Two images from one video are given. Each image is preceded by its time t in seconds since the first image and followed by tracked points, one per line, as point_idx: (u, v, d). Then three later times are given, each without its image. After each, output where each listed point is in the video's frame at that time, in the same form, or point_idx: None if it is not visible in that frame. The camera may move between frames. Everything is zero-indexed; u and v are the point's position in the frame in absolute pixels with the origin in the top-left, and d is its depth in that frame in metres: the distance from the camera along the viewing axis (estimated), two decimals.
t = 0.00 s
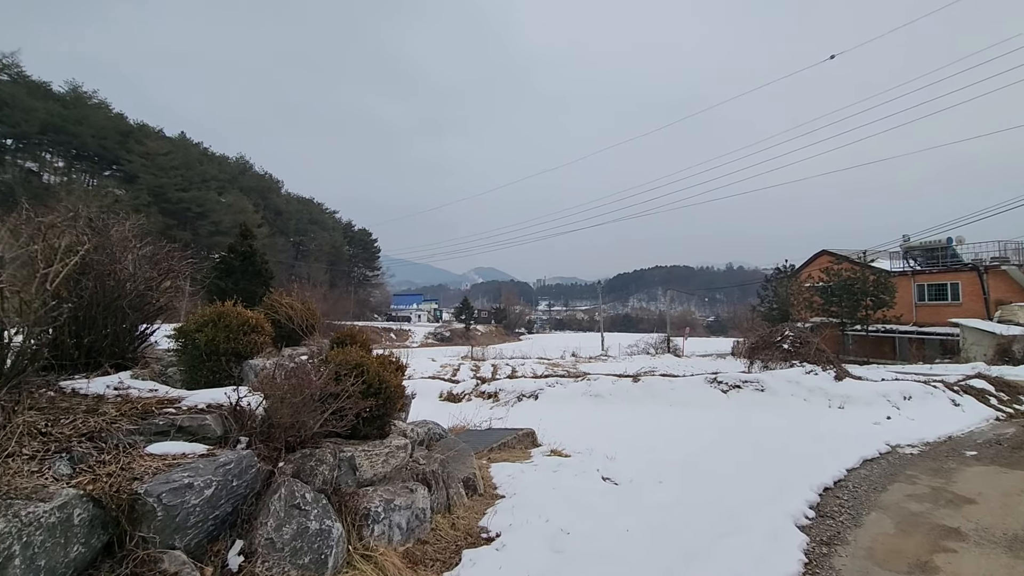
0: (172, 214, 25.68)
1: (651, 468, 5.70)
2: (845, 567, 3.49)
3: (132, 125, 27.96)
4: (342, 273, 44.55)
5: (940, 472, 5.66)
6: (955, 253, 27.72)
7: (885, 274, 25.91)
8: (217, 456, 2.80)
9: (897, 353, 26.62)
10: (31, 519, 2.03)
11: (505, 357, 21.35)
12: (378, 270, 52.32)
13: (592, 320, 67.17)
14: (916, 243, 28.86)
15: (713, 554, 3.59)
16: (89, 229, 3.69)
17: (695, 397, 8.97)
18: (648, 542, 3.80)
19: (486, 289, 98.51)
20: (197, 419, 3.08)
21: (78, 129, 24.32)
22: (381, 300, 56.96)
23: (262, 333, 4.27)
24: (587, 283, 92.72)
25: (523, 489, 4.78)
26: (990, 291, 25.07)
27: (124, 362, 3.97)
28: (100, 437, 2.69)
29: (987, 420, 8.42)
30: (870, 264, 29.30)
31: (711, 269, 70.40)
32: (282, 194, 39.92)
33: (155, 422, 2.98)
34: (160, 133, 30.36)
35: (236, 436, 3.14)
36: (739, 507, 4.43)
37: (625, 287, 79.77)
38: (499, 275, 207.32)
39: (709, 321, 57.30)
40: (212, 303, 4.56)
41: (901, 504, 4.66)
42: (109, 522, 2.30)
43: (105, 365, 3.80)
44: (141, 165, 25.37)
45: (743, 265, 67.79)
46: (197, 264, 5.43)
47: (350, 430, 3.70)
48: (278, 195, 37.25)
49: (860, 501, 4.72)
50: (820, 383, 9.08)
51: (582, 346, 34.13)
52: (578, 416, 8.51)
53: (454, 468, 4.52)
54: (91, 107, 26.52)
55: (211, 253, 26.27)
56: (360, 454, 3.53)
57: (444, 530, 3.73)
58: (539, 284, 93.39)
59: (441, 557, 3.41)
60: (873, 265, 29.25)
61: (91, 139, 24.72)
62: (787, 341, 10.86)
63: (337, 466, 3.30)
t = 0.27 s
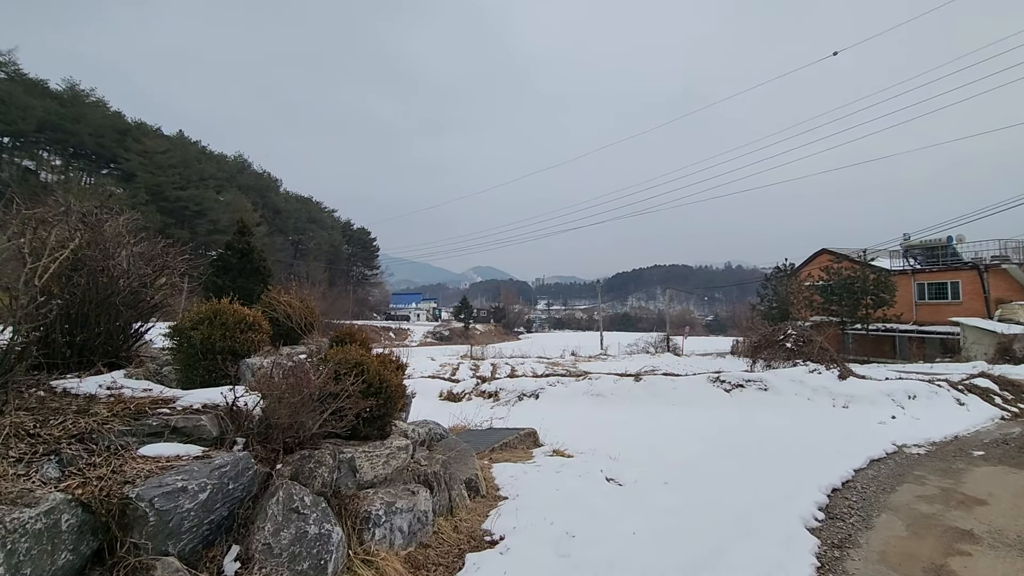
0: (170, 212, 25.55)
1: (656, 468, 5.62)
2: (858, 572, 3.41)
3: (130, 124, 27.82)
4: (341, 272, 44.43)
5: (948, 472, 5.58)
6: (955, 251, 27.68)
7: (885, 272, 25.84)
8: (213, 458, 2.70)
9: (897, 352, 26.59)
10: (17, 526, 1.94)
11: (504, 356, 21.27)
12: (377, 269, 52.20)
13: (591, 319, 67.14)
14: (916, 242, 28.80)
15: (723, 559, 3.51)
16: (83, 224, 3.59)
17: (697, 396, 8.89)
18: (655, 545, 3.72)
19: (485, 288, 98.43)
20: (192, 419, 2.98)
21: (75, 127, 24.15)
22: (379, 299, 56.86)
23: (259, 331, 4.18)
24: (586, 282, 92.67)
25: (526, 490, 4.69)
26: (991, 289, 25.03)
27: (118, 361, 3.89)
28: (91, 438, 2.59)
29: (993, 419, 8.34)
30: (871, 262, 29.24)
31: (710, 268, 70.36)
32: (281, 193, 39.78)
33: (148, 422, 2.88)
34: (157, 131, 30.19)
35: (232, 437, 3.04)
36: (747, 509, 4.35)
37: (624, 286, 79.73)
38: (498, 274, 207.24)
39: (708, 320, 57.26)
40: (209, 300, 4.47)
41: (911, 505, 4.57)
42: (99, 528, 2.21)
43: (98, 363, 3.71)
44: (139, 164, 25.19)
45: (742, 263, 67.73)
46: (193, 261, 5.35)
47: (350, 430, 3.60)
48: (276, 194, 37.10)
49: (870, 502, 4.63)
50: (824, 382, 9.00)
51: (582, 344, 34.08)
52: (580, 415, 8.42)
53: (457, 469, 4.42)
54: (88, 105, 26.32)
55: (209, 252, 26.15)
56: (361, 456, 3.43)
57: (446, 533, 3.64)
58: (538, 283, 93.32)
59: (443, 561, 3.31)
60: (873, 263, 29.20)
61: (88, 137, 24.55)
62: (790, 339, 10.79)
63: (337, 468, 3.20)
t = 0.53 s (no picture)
0: (167, 210, 25.36)
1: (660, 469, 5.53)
2: None
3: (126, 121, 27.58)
4: (339, 270, 44.25)
5: (956, 473, 5.51)
6: (954, 250, 27.66)
7: (884, 271, 25.80)
8: (209, 463, 2.61)
9: (896, 351, 26.58)
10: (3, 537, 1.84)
11: (503, 355, 21.18)
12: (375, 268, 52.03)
13: (589, 318, 67.08)
14: (915, 240, 28.78)
15: (732, 563, 3.43)
16: (75, 221, 3.50)
17: (700, 396, 8.81)
18: (662, 550, 3.64)
19: (483, 287, 98.30)
20: (187, 422, 2.89)
21: (71, 125, 23.93)
22: (377, 298, 56.70)
23: (256, 330, 4.09)
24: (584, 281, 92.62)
25: (530, 493, 4.60)
26: (990, 288, 25.03)
27: (111, 362, 3.79)
28: (82, 443, 2.49)
29: (997, 419, 8.29)
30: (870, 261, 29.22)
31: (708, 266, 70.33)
32: (278, 191, 39.56)
33: (141, 425, 2.79)
34: (154, 128, 29.94)
35: (228, 440, 2.95)
36: (754, 511, 4.27)
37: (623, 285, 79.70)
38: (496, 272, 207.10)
39: (706, 319, 57.26)
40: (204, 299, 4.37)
41: (921, 507, 4.50)
42: (90, 538, 2.12)
43: (91, 364, 3.61)
44: (136, 162, 24.94)
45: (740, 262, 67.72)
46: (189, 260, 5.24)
47: (351, 433, 3.51)
48: (274, 192, 36.89)
49: (879, 505, 4.56)
50: (827, 381, 8.93)
51: (580, 343, 34.00)
52: (582, 415, 8.34)
53: (459, 471, 4.34)
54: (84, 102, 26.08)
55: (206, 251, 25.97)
56: (361, 458, 3.34)
57: (449, 537, 3.55)
58: (536, 282, 93.24)
59: (446, 567, 3.22)
60: (872, 262, 29.18)
61: (84, 135, 24.34)
62: (792, 338, 10.71)
63: (337, 472, 3.11)
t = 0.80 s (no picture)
0: (162, 208, 25.17)
1: (660, 468, 5.47)
2: None
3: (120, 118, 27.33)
4: (335, 268, 44.07)
5: (959, 471, 5.47)
6: (951, 248, 27.70)
7: (881, 268, 25.80)
8: (201, 463, 2.52)
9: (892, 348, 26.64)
10: None
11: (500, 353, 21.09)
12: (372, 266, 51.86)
13: (586, 316, 67.06)
14: (912, 238, 28.82)
15: (738, 563, 3.37)
16: (64, 215, 3.40)
17: (699, 394, 8.77)
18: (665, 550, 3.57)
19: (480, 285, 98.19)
20: (180, 421, 2.80)
21: (64, 122, 23.69)
22: (374, 296, 56.54)
23: (251, 328, 4.00)
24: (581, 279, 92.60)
25: (531, 492, 4.53)
26: (986, 286, 25.09)
27: (102, 359, 3.70)
28: (69, 443, 2.40)
29: (996, 416, 8.26)
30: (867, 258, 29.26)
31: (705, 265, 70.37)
32: (274, 189, 39.32)
33: (131, 424, 2.70)
34: (148, 125, 29.69)
35: (222, 439, 2.86)
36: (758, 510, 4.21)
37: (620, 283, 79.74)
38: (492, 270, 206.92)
39: (703, 317, 57.31)
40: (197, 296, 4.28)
41: (925, 506, 4.45)
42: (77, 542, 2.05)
43: (81, 362, 3.52)
44: (130, 159, 24.70)
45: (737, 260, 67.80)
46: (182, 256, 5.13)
47: (348, 432, 3.43)
48: (269, 189, 36.67)
49: (884, 503, 4.50)
50: (826, 379, 8.89)
51: (577, 341, 33.96)
52: (580, 413, 8.28)
53: (458, 471, 4.26)
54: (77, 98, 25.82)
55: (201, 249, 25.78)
56: (359, 458, 3.25)
57: (448, 538, 3.47)
58: (533, 280, 93.17)
59: (445, 568, 3.15)
60: (869, 259, 29.22)
61: (78, 132, 24.11)
62: (791, 336, 10.66)
63: (333, 472, 3.03)
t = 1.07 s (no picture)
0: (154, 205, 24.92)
1: (657, 465, 5.43)
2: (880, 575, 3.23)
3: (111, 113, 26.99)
4: (330, 266, 43.82)
5: (957, 468, 5.44)
6: (944, 245, 27.83)
7: (875, 265, 25.85)
8: (188, 462, 2.44)
9: (885, 345, 26.77)
10: None
11: (496, 350, 21.01)
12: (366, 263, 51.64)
13: (581, 313, 67.09)
14: (906, 236, 28.94)
15: (735, 561, 3.32)
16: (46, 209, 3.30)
17: (695, 390, 8.73)
18: (662, 548, 3.52)
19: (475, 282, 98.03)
20: (166, 420, 2.72)
21: (54, 117, 23.38)
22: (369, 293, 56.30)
23: (242, 323, 3.91)
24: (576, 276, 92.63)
25: (527, 490, 4.47)
26: (978, 283, 25.24)
27: (88, 356, 3.61)
28: (49, 443, 2.32)
29: (991, 412, 8.27)
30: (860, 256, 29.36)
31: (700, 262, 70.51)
32: (268, 186, 39.01)
33: (115, 423, 2.62)
34: (140, 121, 29.36)
35: (210, 438, 2.78)
36: (756, 508, 4.16)
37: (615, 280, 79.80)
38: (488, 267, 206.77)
39: (698, 314, 57.45)
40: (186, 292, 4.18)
41: (924, 503, 4.42)
42: (55, 545, 1.99)
43: (65, 359, 3.43)
44: (122, 154, 24.42)
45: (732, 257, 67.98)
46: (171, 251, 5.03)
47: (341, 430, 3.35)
48: (263, 186, 36.38)
49: (882, 500, 4.47)
50: (822, 375, 8.88)
51: (573, 339, 33.94)
52: (576, 410, 8.24)
53: (453, 469, 4.20)
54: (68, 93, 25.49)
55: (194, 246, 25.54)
56: (351, 456, 3.18)
57: (443, 538, 3.41)
58: (528, 277, 93.13)
59: (439, 569, 3.08)
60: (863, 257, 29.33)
61: (69, 127, 23.80)
62: (787, 332, 10.65)
63: (325, 471, 2.95)
